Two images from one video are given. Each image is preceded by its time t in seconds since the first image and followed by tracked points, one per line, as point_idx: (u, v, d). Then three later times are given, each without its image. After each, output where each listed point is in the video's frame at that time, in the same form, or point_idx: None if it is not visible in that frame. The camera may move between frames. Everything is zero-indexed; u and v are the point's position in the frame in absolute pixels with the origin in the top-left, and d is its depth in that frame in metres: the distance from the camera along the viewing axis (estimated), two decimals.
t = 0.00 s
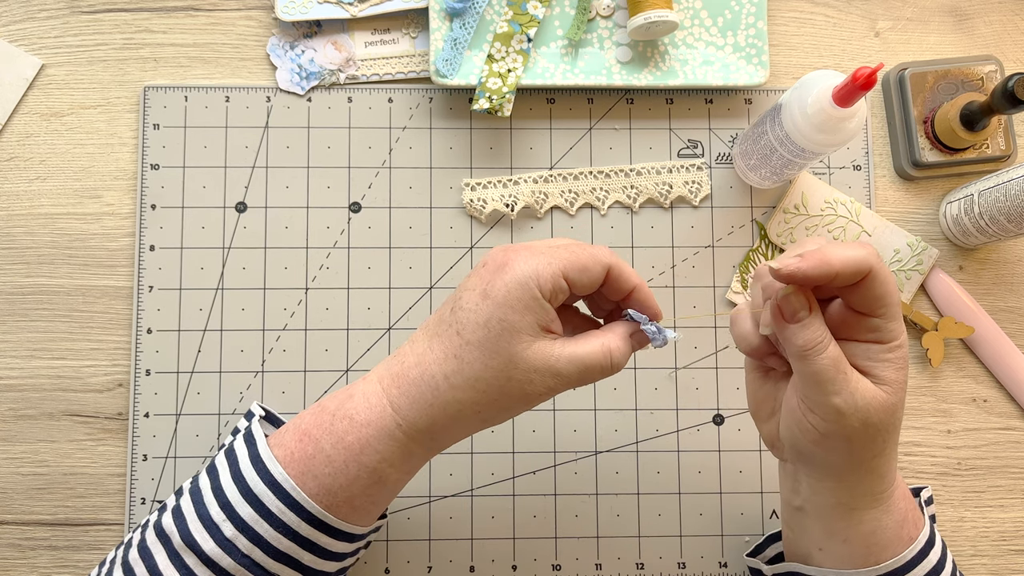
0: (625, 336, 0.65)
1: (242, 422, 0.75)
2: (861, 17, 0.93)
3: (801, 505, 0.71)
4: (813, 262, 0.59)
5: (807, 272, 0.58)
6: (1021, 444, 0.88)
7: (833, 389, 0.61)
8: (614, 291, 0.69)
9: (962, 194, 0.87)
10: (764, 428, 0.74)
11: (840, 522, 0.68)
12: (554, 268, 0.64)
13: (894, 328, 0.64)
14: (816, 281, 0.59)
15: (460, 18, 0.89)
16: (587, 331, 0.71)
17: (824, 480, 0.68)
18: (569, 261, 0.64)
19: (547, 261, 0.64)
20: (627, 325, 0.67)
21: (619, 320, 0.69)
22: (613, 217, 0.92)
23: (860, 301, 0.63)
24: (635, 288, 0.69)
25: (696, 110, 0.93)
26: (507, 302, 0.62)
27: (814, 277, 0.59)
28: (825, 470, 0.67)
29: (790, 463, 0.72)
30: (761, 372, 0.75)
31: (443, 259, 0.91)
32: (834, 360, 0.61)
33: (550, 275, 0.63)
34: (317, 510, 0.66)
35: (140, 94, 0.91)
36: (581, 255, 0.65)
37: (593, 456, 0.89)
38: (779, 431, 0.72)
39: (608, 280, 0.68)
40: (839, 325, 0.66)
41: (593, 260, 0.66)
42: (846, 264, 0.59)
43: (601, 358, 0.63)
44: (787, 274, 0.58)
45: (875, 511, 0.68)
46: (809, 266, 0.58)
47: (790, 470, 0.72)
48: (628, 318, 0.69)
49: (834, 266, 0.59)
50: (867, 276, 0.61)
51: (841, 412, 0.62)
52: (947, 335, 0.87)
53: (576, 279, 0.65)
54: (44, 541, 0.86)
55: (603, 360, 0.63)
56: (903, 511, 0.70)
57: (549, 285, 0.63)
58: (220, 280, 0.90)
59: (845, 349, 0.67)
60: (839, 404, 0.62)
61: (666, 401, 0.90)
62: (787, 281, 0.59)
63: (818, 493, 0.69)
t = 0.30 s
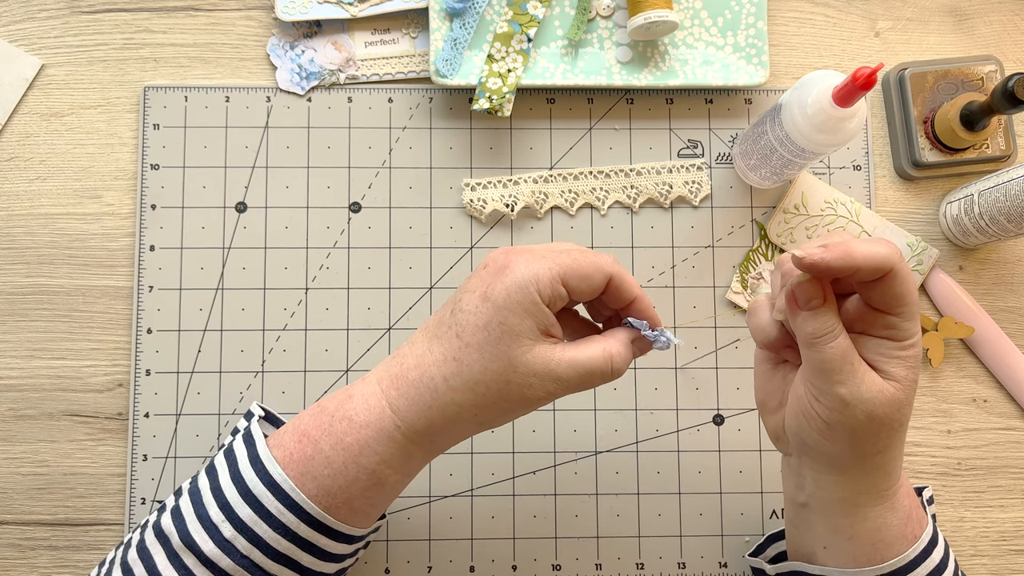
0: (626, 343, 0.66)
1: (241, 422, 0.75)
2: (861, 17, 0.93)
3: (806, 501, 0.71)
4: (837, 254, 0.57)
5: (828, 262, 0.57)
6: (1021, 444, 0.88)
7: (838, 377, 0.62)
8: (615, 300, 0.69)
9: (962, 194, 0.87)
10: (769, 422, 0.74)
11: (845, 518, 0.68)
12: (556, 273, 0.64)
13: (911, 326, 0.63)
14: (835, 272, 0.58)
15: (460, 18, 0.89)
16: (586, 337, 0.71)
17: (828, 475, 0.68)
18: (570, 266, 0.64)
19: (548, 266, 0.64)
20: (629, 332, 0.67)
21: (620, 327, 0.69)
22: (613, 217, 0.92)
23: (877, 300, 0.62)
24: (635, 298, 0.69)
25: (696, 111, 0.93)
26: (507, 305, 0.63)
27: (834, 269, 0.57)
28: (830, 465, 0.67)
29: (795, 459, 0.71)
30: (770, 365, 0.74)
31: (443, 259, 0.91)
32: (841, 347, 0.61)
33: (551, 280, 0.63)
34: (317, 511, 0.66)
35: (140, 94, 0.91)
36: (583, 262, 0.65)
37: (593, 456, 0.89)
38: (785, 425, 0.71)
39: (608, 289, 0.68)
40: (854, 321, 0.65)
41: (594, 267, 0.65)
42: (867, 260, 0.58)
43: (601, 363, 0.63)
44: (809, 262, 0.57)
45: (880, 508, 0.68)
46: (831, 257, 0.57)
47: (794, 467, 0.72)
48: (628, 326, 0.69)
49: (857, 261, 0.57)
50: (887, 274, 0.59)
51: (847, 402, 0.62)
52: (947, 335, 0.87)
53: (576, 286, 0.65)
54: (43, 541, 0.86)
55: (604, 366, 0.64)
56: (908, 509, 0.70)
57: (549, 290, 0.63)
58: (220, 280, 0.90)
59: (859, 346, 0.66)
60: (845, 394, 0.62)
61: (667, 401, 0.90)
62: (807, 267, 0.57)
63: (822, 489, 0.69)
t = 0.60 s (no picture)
0: (617, 335, 0.65)
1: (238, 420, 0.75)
2: (861, 17, 0.93)
3: (809, 504, 0.71)
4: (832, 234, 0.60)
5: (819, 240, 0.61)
6: (1021, 444, 0.88)
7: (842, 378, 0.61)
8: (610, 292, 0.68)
9: (962, 194, 0.87)
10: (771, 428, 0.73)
11: (848, 519, 0.68)
12: (546, 264, 0.64)
13: (904, 316, 0.64)
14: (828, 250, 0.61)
15: (460, 18, 0.89)
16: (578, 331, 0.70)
17: (831, 476, 0.68)
18: (560, 258, 0.64)
19: (539, 257, 0.64)
20: (623, 325, 0.66)
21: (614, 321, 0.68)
22: (613, 217, 0.92)
23: (868, 284, 0.64)
24: (629, 292, 0.68)
25: (696, 110, 0.93)
26: (496, 296, 0.62)
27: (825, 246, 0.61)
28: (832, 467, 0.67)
29: (799, 462, 0.71)
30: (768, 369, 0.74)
31: (443, 259, 0.91)
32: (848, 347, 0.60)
33: (541, 271, 0.64)
34: (309, 504, 0.66)
35: (140, 94, 0.91)
36: (575, 254, 0.65)
37: (593, 456, 0.89)
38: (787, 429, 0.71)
39: (602, 282, 0.68)
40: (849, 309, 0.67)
41: (587, 259, 0.65)
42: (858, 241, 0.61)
43: (591, 353, 0.63)
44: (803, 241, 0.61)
45: (882, 508, 0.68)
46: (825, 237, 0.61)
47: (799, 469, 0.71)
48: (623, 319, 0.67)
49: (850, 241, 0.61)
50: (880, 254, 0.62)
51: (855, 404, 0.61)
52: (947, 335, 0.87)
53: (569, 277, 0.65)
54: (43, 541, 0.86)
55: (594, 357, 0.63)
56: (911, 512, 0.70)
57: (539, 281, 0.63)
58: (220, 280, 0.90)
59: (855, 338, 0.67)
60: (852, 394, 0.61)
61: (666, 401, 0.90)
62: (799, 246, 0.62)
63: (825, 491, 0.68)
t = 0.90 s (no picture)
0: (582, 293, 0.64)
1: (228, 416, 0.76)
2: (861, 17, 0.93)
3: (891, 508, 0.68)
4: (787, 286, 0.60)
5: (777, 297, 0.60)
6: (1021, 444, 0.88)
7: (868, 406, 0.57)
8: (573, 252, 0.67)
9: (962, 194, 0.87)
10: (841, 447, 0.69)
11: (934, 521, 0.65)
12: (508, 231, 0.62)
13: (904, 318, 0.62)
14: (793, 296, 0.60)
15: (460, 18, 0.90)
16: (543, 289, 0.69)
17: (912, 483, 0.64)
18: (523, 226, 0.62)
19: (500, 225, 0.62)
20: (585, 281, 0.65)
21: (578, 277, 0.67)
22: (613, 217, 0.92)
23: (855, 304, 0.62)
24: (591, 251, 0.66)
25: (696, 110, 0.93)
26: (460, 267, 0.61)
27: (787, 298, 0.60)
28: (916, 476, 0.63)
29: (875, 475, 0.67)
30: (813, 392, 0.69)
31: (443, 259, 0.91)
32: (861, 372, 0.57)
33: (503, 241, 0.62)
34: (291, 487, 0.66)
35: (139, 94, 0.91)
36: (536, 218, 0.63)
37: (593, 456, 0.89)
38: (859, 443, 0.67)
39: (566, 242, 0.66)
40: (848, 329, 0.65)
41: (549, 224, 0.64)
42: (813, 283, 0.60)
43: (559, 318, 0.62)
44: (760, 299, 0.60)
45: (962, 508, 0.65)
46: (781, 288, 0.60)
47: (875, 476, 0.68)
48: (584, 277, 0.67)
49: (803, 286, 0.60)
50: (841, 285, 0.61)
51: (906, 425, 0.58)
52: (947, 335, 0.88)
53: (531, 244, 0.64)
54: (44, 541, 0.86)
55: (564, 323, 0.63)
56: (999, 512, 0.67)
57: (501, 249, 0.62)
58: (220, 280, 0.90)
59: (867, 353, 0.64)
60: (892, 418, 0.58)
61: (667, 402, 0.90)
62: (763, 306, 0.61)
63: (908, 496, 0.65)
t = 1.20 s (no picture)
0: (556, 266, 0.67)
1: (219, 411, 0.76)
2: (861, 17, 0.93)
3: (943, 516, 0.67)
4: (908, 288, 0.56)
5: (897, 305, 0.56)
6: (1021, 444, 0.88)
7: (976, 395, 0.57)
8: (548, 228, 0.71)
9: (962, 194, 0.87)
10: (896, 454, 0.68)
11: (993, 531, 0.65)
12: (485, 202, 0.65)
13: (1009, 315, 0.62)
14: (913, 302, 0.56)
15: (460, 18, 0.89)
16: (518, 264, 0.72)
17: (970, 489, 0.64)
18: (500, 196, 0.66)
19: (477, 196, 0.65)
20: (560, 257, 0.68)
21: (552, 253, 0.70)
22: (613, 217, 0.92)
23: (965, 303, 0.61)
24: (565, 227, 0.70)
25: (696, 110, 0.93)
26: (438, 234, 0.64)
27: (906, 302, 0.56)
28: (982, 483, 0.63)
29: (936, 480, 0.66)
30: (875, 398, 0.66)
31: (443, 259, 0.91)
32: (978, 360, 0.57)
33: (480, 210, 0.65)
34: (275, 465, 0.66)
35: (140, 94, 0.91)
36: (514, 192, 0.67)
37: (593, 456, 0.89)
38: (919, 451, 0.66)
39: (541, 217, 0.70)
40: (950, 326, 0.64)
41: (525, 198, 0.67)
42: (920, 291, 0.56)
43: (533, 286, 0.64)
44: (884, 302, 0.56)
45: None
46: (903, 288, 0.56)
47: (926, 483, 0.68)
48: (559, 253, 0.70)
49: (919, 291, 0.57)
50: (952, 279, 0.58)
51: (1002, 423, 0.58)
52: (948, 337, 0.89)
53: (508, 216, 0.67)
54: (43, 542, 0.86)
55: (538, 292, 0.65)
56: None
57: (479, 219, 0.65)
58: (220, 280, 0.90)
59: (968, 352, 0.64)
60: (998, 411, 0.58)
61: (667, 401, 0.90)
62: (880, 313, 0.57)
63: (968, 503, 0.65)
